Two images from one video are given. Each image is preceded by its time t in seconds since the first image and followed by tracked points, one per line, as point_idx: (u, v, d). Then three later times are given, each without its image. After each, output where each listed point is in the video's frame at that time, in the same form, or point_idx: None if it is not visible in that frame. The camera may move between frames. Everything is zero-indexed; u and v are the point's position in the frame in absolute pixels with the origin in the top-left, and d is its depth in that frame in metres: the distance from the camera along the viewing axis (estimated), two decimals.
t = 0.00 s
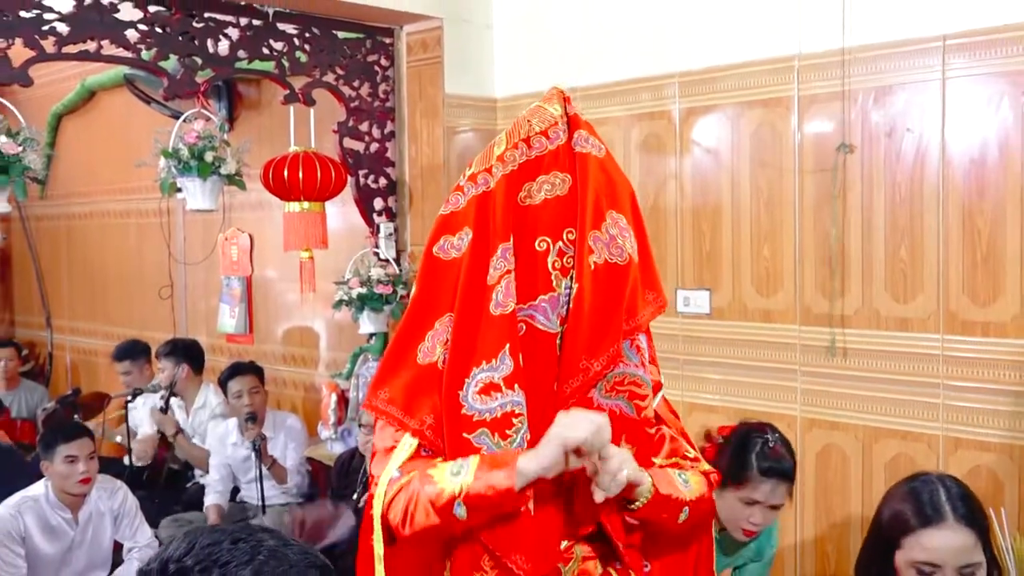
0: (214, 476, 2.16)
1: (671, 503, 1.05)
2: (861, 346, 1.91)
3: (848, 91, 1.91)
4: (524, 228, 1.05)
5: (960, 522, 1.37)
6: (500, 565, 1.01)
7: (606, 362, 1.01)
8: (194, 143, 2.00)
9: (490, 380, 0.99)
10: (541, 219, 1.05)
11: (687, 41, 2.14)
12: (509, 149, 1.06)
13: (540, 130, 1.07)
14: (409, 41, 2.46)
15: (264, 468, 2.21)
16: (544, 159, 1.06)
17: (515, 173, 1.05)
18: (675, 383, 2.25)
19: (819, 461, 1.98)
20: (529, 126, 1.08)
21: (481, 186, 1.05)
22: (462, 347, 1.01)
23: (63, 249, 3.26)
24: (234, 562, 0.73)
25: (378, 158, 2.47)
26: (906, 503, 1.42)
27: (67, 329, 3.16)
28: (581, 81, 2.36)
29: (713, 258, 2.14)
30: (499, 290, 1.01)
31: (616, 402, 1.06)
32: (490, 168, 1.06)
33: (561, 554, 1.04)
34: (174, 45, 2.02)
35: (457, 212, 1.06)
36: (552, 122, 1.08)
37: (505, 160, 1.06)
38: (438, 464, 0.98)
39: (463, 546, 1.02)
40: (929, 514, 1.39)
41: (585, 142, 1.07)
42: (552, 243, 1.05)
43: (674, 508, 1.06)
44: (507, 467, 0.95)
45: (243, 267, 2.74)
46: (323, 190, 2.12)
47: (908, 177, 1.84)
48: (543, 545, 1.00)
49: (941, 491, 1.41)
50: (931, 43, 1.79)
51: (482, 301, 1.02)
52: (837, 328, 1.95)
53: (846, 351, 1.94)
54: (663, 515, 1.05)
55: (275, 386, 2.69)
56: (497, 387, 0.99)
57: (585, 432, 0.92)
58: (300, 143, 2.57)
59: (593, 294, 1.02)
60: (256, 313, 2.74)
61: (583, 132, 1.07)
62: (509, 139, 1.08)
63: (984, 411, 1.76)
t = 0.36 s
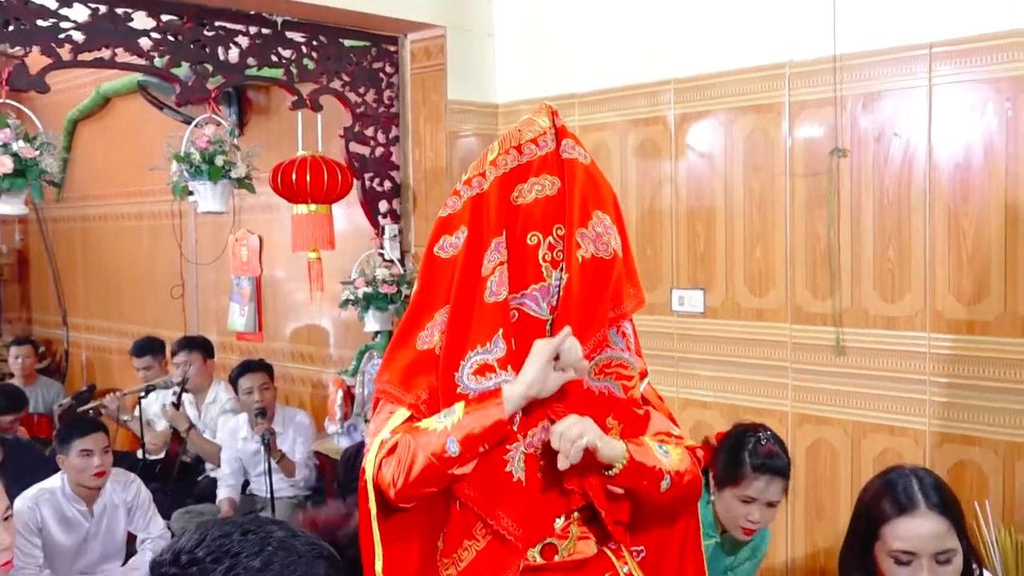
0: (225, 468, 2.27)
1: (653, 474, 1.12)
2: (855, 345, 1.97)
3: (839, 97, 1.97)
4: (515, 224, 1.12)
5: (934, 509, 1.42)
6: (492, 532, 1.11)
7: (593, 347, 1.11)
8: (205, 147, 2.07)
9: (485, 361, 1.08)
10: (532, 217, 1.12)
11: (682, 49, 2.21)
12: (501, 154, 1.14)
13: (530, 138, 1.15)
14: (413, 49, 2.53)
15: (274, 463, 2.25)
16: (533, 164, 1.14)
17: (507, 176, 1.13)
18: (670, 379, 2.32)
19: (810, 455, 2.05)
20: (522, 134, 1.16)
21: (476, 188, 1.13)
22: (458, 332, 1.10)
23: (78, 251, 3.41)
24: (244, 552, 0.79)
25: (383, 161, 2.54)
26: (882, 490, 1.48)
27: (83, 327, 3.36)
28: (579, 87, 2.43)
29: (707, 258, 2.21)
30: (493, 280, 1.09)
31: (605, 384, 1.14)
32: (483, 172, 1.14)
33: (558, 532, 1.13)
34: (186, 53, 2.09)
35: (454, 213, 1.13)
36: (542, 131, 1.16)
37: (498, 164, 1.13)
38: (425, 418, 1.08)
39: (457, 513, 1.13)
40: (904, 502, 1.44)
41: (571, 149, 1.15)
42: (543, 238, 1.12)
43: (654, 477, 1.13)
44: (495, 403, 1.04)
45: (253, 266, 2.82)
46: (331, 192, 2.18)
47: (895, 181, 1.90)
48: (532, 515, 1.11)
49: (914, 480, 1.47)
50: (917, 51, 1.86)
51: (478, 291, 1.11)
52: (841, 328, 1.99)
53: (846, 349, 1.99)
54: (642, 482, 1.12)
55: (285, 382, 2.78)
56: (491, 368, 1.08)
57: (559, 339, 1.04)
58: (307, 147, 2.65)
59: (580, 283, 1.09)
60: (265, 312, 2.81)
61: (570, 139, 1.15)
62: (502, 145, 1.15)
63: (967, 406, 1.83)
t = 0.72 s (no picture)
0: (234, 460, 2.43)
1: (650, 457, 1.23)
2: (849, 343, 2.03)
3: (826, 103, 2.04)
4: (505, 227, 1.22)
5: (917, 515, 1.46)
6: (489, 517, 1.22)
7: (582, 338, 1.20)
8: (215, 151, 2.15)
9: (479, 358, 1.17)
10: (520, 219, 1.21)
11: (677, 56, 2.28)
12: (489, 160, 1.23)
13: (517, 143, 1.25)
14: (416, 56, 2.61)
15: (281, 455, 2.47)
16: (519, 169, 1.23)
17: (496, 181, 1.22)
18: (666, 376, 2.39)
19: (800, 449, 2.11)
20: (509, 140, 1.25)
21: (466, 193, 1.22)
22: (452, 330, 1.19)
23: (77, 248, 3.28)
24: (253, 543, 0.85)
25: (388, 165, 2.62)
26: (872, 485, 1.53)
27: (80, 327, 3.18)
28: (577, 93, 2.51)
29: (701, 258, 2.28)
30: (484, 280, 1.19)
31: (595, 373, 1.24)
32: (473, 177, 1.22)
33: (555, 520, 1.24)
34: (197, 60, 2.16)
35: (447, 218, 1.22)
36: (527, 136, 1.26)
37: (486, 170, 1.22)
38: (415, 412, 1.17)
39: (454, 501, 1.23)
40: (891, 506, 1.48)
41: (556, 153, 1.24)
42: (531, 238, 1.22)
43: (652, 445, 1.23)
44: (479, 395, 1.13)
45: (262, 266, 2.93)
46: (336, 195, 2.26)
47: (883, 184, 1.97)
48: (528, 505, 1.22)
49: (903, 482, 1.50)
50: (905, 57, 1.92)
51: (471, 290, 1.20)
52: (813, 325, 2.09)
53: (819, 345, 2.08)
54: (640, 449, 1.22)
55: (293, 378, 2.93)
56: (484, 365, 1.17)
57: (536, 328, 1.13)
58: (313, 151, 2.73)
59: (568, 279, 1.19)
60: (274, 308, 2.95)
61: (554, 144, 1.25)
62: (490, 151, 1.24)
63: (951, 400, 1.90)
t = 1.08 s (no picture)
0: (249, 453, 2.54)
1: (653, 446, 1.36)
2: (832, 339, 2.13)
3: (810, 111, 2.14)
4: (498, 231, 1.32)
5: (884, 508, 1.53)
6: (488, 516, 1.34)
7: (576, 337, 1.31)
8: (230, 157, 2.26)
9: (474, 362, 1.29)
10: (513, 222, 1.32)
11: (670, 66, 2.38)
12: (480, 165, 1.34)
13: (506, 147, 1.35)
14: (421, 66, 2.72)
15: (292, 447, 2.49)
16: (509, 172, 1.33)
17: (487, 186, 1.33)
18: (659, 371, 2.50)
19: (787, 440, 2.22)
20: (499, 144, 1.36)
21: (458, 199, 1.33)
22: (449, 334, 1.31)
23: (112, 253, 4.14)
24: (264, 531, 0.95)
25: (393, 170, 2.73)
26: (842, 477, 1.60)
27: (118, 322, 4.10)
28: (575, 101, 2.61)
29: (692, 259, 2.38)
30: (479, 285, 1.30)
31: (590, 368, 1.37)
32: (464, 184, 1.33)
33: (552, 514, 1.35)
34: (211, 70, 2.26)
35: (440, 224, 1.34)
36: (517, 139, 1.36)
37: (477, 175, 1.33)
38: (404, 422, 1.30)
39: (457, 500, 1.36)
40: (859, 499, 1.56)
41: (545, 155, 1.34)
42: (524, 241, 1.32)
43: (652, 434, 1.36)
44: (462, 408, 1.24)
45: (274, 267, 3.11)
46: (345, 199, 2.36)
47: (866, 190, 2.06)
48: (524, 501, 1.33)
49: (870, 476, 1.57)
50: (886, 67, 2.02)
51: (467, 294, 1.31)
52: (789, 322, 2.20)
53: (797, 341, 2.19)
54: (640, 436, 1.36)
55: (304, 373, 3.11)
56: (480, 368, 1.29)
57: (513, 343, 1.22)
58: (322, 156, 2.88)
59: (561, 280, 1.30)
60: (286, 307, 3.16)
61: (543, 146, 1.35)
62: (481, 156, 1.35)
63: (931, 395, 1.99)
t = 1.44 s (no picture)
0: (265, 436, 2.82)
1: (655, 442, 1.48)
2: (814, 328, 2.25)
3: (795, 113, 2.26)
4: (507, 229, 1.45)
5: (856, 483, 1.65)
6: (494, 510, 1.44)
7: (585, 337, 1.42)
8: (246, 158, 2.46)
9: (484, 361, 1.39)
10: (523, 220, 1.44)
11: (661, 71, 2.51)
12: (491, 164, 1.46)
13: (516, 145, 1.48)
14: (426, 71, 2.86)
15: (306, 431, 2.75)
16: (520, 170, 1.46)
17: (497, 183, 1.45)
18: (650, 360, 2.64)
19: (771, 423, 2.35)
20: (509, 142, 1.48)
21: (468, 196, 1.45)
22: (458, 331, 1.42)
23: (134, 249, 4.39)
24: (279, 511, 1.02)
25: (400, 170, 2.89)
26: (812, 460, 1.71)
27: (141, 314, 4.35)
28: (571, 104, 2.75)
29: (682, 254, 2.52)
30: (489, 285, 1.41)
31: (596, 370, 1.45)
32: (475, 181, 1.46)
33: (552, 504, 1.46)
34: (228, 75, 2.39)
35: (449, 220, 1.46)
36: (526, 138, 1.49)
37: (488, 173, 1.45)
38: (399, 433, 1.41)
39: (465, 494, 1.46)
40: (832, 477, 1.66)
41: (555, 153, 1.48)
42: (532, 241, 1.44)
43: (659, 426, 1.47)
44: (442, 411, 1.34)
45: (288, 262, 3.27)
46: (354, 197, 2.50)
47: (847, 187, 2.17)
48: (528, 494, 1.42)
49: (840, 454, 1.69)
50: (865, 72, 2.12)
51: (475, 292, 1.43)
52: (775, 313, 2.33)
53: (783, 330, 2.32)
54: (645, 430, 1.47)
55: (318, 361, 3.33)
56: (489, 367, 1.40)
57: (476, 338, 1.29)
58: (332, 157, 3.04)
59: (569, 281, 1.42)
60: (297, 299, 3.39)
61: (552, 145, 1.48)
62: (491, 155, 1.48)
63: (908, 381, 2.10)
